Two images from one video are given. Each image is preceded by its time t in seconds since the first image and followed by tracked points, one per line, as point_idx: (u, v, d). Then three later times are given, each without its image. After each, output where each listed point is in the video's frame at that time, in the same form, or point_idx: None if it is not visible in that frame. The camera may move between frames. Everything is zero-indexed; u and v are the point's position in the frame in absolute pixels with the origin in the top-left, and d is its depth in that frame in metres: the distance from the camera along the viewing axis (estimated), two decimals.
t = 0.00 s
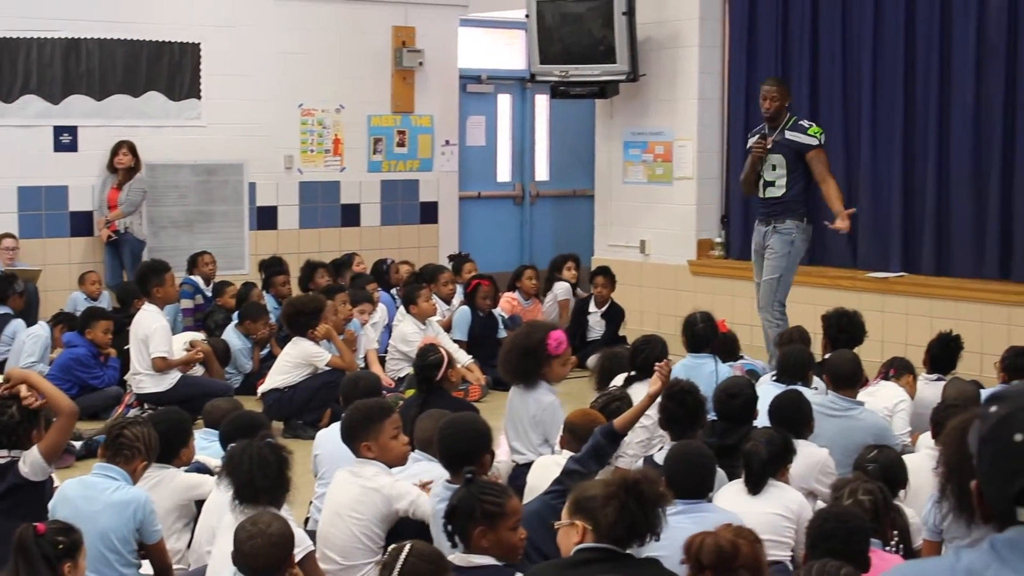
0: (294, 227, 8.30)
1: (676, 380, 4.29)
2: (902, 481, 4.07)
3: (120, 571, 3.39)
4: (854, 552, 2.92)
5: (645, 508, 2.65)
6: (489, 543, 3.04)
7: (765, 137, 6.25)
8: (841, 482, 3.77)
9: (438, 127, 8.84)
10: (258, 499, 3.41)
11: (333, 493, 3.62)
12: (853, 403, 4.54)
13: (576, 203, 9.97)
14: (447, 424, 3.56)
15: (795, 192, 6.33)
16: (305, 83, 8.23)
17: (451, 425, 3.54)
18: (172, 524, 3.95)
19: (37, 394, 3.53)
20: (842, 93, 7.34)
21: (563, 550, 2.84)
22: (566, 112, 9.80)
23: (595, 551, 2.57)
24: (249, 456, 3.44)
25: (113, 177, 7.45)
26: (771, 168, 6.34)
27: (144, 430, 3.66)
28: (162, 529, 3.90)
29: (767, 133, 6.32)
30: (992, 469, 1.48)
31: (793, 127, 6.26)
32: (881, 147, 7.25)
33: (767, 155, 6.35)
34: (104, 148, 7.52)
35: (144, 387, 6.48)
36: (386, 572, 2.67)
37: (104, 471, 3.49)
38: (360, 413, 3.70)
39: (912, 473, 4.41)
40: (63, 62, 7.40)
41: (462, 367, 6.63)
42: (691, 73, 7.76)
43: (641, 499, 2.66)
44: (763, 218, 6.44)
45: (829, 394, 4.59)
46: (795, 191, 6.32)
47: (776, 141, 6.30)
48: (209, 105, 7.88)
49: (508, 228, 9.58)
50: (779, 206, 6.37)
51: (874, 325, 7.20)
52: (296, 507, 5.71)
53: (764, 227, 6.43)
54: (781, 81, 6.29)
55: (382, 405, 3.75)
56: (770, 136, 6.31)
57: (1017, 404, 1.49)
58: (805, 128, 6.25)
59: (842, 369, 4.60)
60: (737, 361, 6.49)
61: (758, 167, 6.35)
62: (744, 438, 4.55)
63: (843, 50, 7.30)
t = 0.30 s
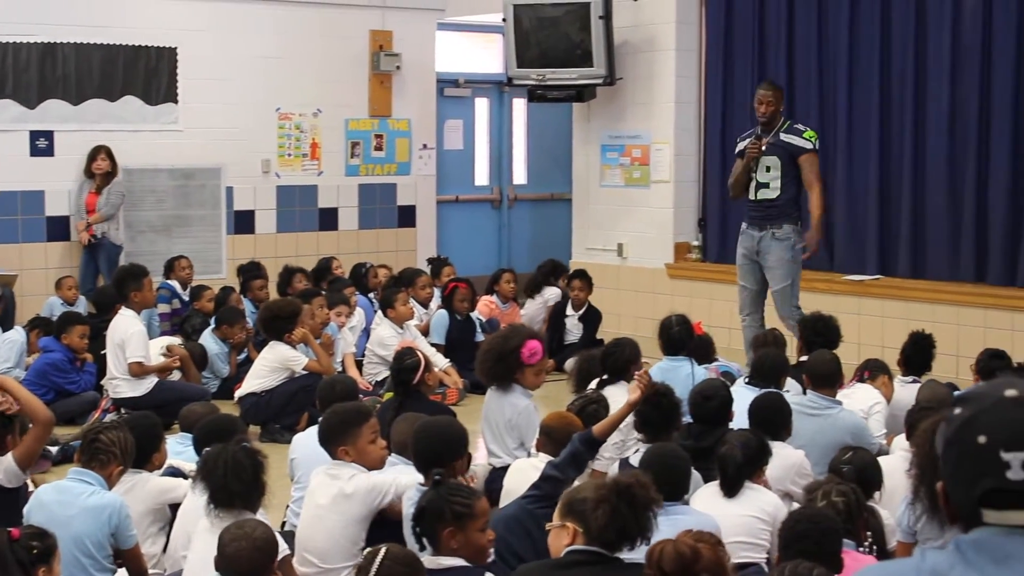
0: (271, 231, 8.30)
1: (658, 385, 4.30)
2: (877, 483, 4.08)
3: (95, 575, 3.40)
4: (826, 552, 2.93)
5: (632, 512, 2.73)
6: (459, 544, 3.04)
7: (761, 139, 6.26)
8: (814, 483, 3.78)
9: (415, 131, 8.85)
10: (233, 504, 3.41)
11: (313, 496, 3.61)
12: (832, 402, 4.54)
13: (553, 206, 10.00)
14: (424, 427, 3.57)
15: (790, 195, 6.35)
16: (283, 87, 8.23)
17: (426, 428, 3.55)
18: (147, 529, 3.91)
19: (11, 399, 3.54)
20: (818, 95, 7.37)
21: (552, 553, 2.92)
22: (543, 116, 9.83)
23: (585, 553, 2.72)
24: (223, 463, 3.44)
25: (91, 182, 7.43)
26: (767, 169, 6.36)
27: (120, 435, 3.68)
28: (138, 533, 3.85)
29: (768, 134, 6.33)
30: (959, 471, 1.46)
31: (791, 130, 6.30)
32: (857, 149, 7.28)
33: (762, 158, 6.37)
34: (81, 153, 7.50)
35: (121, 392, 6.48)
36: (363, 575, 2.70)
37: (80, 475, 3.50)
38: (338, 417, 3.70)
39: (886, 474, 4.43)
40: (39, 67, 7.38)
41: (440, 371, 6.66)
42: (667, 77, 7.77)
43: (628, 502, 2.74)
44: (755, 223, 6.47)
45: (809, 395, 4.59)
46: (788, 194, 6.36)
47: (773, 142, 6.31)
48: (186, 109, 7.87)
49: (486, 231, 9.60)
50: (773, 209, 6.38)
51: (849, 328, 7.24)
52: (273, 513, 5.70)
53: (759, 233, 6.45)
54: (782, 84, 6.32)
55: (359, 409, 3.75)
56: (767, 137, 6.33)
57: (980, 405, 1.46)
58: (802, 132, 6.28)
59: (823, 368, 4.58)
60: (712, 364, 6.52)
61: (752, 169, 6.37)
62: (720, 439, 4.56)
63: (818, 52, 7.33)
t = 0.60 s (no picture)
0: (250, 231, 8.30)
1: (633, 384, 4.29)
2: (851, 481, 4.05)
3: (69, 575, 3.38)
4: (797, 550, 2.92)
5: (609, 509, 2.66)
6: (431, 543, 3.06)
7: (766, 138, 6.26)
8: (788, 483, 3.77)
9: (394, 131, 8.86)
10: (208, 504, 3.39)
11: (290, 494, 3.60)
12: (807, 399, 4.52)
13: (533, 206, 10.01)
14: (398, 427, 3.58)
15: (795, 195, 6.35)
16: (262, 87, 8.23)
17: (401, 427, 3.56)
18: (123, 528, 3.86)
19: None
20: (796, 95, 7.39)
21: (532, 555, 2.89)
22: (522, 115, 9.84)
23: (560, 556, 2.62)
24: (197, 464, 3.41)
25: (69, 182, 7.41)
26: (772, 168, 6.36)
27: (96, 434, 3.68)
28: (113, 533, 3.80)
29: (768, 134, 6.33)
30: (924, 470, 1.41)
31: (793, 130, 6.32)
32: (835, 148, 7.31)
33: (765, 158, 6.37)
34: (60, 153, 7.49)
35: (98, 392, 6.45)
36: (338, 573, 2.76)
37: (54, 476, 3.49)
38: (326, 414, 3.69)
39: (860, 472, 4.43)
40: (16, 66, 7.36)
41: (418, 371, 6.68)
42: (646, 77, 7.79)
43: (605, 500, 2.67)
44: (763, 221, 6.41)
45: (783, 392, 4.56)
46: (795, 193, 6.35)
47: (778, 141, 6.32)
48: (164, 109, 7.87)
49: (465, 231, 9.61)
50: (782, 208, 6.36)
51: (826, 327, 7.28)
52: (248, 513, 5.66)
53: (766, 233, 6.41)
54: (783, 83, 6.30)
55: (338, 405, 3.75)
56: (772, 137, 6.34)
57: (946, 401, 1.41)
58: (805, 133, 6.29)
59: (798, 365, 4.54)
60: (689, 363, 6.53)
61: (756, 168, 6.37)
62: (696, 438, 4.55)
63: (796, 52, 7.35)
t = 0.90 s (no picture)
0: (228, 232, 8.31)
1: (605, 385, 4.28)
2: (824, 481, 3.98)
3: None
4: (771, 549, 2.91)
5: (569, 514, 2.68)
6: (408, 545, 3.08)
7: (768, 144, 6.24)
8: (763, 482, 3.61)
9: (372, 131, 8.85)
10: (183, 504, 3.37)
11: (253, 497, 3.59)
12: (774, 398, 4.53)
13: (510, 206, 10.03)
14: (385, 428, 3.54)
15: (797, 200, 6.37)
16: (239, 87, 8.23)
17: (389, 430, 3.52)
18: (101, 530, 3.84)
19: None
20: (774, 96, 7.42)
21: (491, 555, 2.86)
22: (499, 116, 9.85)
23: (519, 558, 2.61)
24: (171, 465, 3.40)
25: (47, 183, 7.39)
26: (774, 173, 6.37)
27: (68, 433, 3.68)
28: (90, 535, 3.79)
29: (769, 138, 6.34)
30: (889, 467, 1.45)
31: (796, 135, 6.31)
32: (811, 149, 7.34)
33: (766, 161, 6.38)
34: (37, 154, 7.47)
35: (75, 393, 6.44)
36: (313, 574, 2.79)
37: (28, 477, 3.48)
38: (287, 417, 3.67)
39: (833, 471, 4.43)
40: None
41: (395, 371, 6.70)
42: (624, 78, 7.79)
43: (566, 504, 2.69)
44: (765, 224, 6.46)
45: (748, 391, 4.57)
46: (797, 199, 6.37)
47: (779, 146, 6.32)
48: (141, 109, 7.87)
49: (444, 232, 9.62)
50: (784, 212, 6.39)
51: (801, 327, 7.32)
52: (223, 514, 5.61)
53: (768, 235, 6.45)
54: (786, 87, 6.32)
55: (296, 404, 3.73)
56: (775, 141, 6.33)
57: (912, 400, 1.46)
58: (806, 138, 6.30)
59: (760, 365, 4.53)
60: (667, 363, 6.53)
61: (758, 172, 6.37)
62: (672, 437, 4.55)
63: (773, 55, 7.37)
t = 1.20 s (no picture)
0: (201, 233, 8.30)
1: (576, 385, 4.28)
2: (796, 478, 3.97)
3: None
4: (742, 548, 2.91)
5: (488, 513, 2.70)
6: (383, 549, 3.10)
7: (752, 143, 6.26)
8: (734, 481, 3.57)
9: (345, 132, 8.85)
10: (151, 508, 3.34)
11: (222, 501, 3.57)
12: (740, 397, 4.56)
13: (483, 207, 10.04)
14: (397, 428, 3.56)
15: (777, 197, 6.40)
16: (211, 88, 8.22)
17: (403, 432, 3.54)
18: (70, 533, 3.81)
19: None
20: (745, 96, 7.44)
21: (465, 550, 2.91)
22: (471, 117, 9.86)
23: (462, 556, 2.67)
24: (142, 465, 3.37)
25: (19, 184, 7.35)
26: (756, 173, 6.38)
27: (40, 436, 3.66)
28: (60, 538, 3.76)
29: (754, 138, 6.37)
30: (852, 462, 1.47)
31: (779, 136, 6.33)
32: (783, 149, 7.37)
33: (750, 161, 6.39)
34: (8, 155, 7.44)
35: (46, 395, 6.41)
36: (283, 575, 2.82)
37: None
38: (247, 425, 3.65)
39: (804, 469, 4.44)
40: None
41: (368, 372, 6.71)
42: (596, 78, 7.81)
43: (484, 503, 2.71)
44: (747, 222, 6.48)
45: (713, 391, 4.58)
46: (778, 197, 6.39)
47: (763, 147, 6.33)
48: (113, 110, 7.85)
49: (417, 232, 9.62)
50: (764, 210, 6.40)
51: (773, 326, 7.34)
52: (194, 517, 5.57)
53: (749, 232, 6.47)
54: (775, 86, 6.36)
55: (248, 410, 3.70)
56: (757, 142, 6.35)
57: (874, 398, 1.47)
58: (790, 139, 6.30)
59: (726, 364, 4.51)
60: (641, 362, 6.54)
61: (740, 171, 6.39)
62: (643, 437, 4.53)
63: (744, 56, 7.39)
